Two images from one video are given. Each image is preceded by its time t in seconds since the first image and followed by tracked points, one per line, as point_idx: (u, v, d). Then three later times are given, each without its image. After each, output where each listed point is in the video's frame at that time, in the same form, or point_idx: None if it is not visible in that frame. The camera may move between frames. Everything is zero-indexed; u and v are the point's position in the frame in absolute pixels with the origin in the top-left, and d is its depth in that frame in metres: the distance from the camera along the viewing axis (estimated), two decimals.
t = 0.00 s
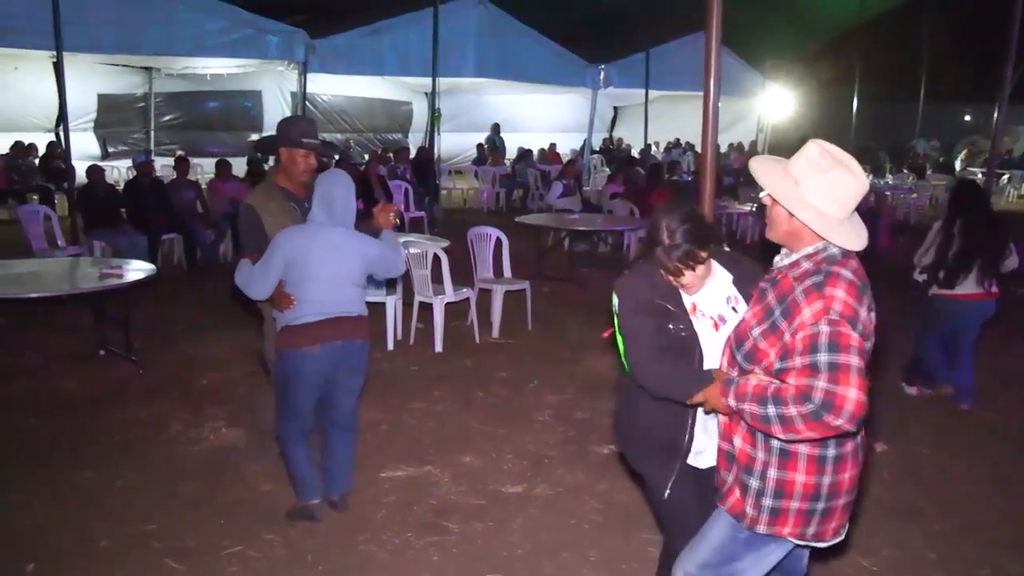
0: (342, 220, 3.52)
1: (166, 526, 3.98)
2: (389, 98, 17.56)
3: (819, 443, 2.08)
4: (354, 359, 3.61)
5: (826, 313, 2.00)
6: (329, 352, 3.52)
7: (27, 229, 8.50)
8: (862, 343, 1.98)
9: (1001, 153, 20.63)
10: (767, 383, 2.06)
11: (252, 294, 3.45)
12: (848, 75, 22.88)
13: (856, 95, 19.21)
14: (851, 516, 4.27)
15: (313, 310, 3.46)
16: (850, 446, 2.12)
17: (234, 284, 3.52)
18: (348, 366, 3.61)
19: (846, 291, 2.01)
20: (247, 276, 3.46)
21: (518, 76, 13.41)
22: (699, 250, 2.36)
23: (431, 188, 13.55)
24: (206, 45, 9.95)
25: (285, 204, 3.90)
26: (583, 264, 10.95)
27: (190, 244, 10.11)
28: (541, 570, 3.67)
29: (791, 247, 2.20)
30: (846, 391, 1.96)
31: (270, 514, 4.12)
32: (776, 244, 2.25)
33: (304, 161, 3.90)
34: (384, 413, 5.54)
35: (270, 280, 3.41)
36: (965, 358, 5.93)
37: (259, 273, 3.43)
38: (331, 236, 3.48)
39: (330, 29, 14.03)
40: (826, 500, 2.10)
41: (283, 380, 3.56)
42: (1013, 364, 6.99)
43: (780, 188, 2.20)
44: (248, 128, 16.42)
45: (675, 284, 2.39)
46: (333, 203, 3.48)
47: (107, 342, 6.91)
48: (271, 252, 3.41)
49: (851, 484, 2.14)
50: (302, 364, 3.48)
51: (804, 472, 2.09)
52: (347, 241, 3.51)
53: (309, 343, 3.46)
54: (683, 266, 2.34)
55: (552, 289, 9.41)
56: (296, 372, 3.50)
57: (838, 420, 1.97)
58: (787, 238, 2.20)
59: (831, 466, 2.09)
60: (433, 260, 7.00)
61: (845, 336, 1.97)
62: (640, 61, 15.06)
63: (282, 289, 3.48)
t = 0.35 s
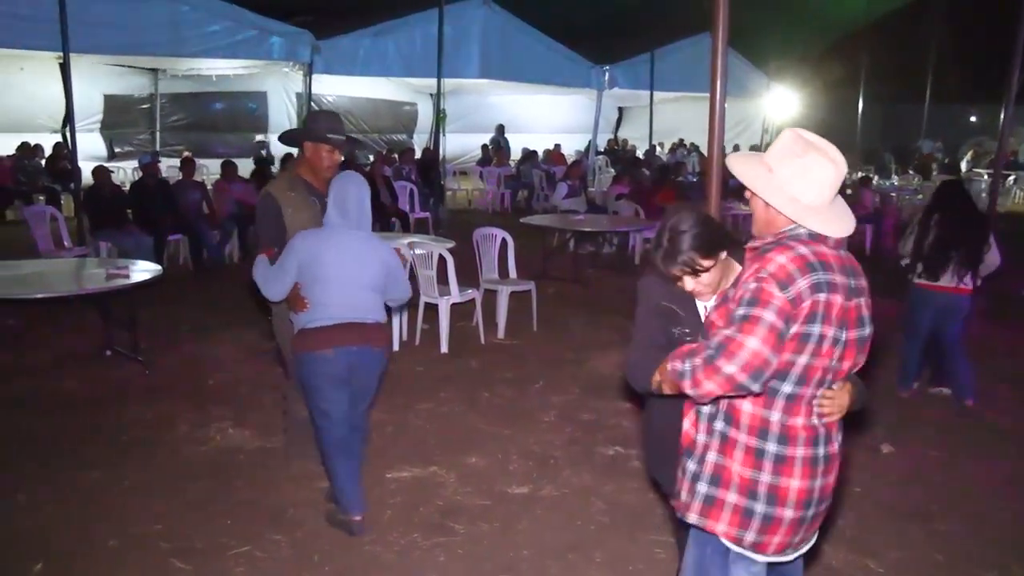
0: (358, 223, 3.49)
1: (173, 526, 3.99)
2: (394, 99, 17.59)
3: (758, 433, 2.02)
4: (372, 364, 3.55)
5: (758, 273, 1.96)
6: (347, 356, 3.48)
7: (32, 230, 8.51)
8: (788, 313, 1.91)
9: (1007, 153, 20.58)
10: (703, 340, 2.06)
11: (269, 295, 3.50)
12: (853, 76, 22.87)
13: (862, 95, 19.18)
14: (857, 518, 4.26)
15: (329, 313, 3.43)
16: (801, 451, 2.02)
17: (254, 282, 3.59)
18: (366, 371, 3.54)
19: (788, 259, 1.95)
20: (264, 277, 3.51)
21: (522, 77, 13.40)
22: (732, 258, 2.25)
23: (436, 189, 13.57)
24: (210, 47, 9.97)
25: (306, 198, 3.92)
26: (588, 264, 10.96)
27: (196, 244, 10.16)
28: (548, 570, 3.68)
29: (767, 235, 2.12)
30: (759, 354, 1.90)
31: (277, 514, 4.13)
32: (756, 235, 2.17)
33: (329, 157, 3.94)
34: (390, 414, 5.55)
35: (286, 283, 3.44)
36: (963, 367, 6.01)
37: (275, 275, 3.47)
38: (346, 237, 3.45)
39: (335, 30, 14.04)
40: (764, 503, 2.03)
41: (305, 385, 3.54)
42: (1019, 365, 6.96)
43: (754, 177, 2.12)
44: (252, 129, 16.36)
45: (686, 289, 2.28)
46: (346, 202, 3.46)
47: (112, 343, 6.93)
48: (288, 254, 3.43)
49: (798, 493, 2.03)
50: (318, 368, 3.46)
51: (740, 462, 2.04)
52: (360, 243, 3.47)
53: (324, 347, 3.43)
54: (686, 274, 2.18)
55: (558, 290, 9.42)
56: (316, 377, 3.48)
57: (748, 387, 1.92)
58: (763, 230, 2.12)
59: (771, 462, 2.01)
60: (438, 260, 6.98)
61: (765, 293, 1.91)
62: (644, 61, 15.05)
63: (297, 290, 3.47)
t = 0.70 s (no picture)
0: (379, 224, 3.48)
1: (180, 526, 4.01)
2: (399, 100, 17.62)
3: (720, 439, 1.99)
4: (392, 364, 3.56)
5: (693, 295, 1.91)
6: (367, 356, 3.48)
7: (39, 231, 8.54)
8: (722, 337, 1.87)
9: (1014, 155, 20.51)
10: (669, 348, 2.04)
11: (292, 298, 3.54)
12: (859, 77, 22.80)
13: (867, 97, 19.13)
14: (864, 520, 4.25)
15: (352, 314, 3.46)
16: (764, 456, 1.97)
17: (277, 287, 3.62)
18: (386, 370, 3.55)
19: (724, 278, 1.88)
20: (287, 280, 3.55)
21: (528, 78, 13.39)
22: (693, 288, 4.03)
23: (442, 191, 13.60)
24: (218, 49, 9.98)
25: (320, 206, 3.95)
26: (593, 265, 10.96)
27: (202, 244, 10.18)
28: (554, 570, 3.69)
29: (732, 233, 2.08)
30: (691, 387, 1.89)
31: (284, 514, 4.14)
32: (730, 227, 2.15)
33: (345, 166, 3.95)
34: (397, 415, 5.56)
35: (308, 285, 3.48)
36: (941, 353, 6.19)
37: (298, 278, 3.51)
38: (365, 239, 3.46)
39: (340, 32, 14.05)
40: (731, 510, 2.00)
41: (325, 384, 3.55)
42: None
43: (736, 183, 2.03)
44: (258, 130, 16.42)
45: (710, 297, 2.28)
46: (362, 204, 3.43)
47: (120, 343, 6.96)
48: (308, 260, 3.46)
49: (766, 499, 1.98)
50: (337, 368, 3.47)
51: (707, 469, 2.02)
52: (379, 243, 3.48)
53: (342, 346, 3.44)
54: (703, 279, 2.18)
55: (563, 291, 9.42)
56: (336, 376, 3.49)
57: (686, 415, 1.91)
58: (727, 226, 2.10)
59: (735, 472, 1.98)
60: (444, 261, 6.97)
61: (696, 321, 1.88)
62: (650, 62, 15.03)
63: (320, 293, 3.51)
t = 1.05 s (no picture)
0: (408, 224, 3.49)
1: (189, 525, 4.02)
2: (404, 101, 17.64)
3: (679, 437, 2.04)
4: (416, 363, 3.61)
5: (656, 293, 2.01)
6: (391, 356, 3.52)
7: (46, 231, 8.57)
8: (665, 336, 1.96)
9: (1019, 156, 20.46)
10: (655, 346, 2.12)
11: (315, 295, 3.44)
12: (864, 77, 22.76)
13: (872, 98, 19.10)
14: (871, 521, 4.25)
15: (380, 312, 3.48)
16: (714, 466, 1.99)
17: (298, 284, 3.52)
18: (410, 369, 3.60)
19: (678, 281, 1.95)
20: (310, 277, 3.45)
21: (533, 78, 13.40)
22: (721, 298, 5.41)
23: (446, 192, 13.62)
24: (224, 49, 10.00)
25: (350, 207, 3.81)
26: (598, 266, 10.97)
27: (208, 244, 10.25)
28: (561, 570, 3.70)
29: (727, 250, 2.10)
30: (628, 378, 2.01)
31: (290, 515, 4.15)
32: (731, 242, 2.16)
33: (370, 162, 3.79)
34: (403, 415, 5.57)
35: (336, 283, 3.41)
36: (950, 351, 6.09)
37: (324, 274, 3.42)
38: (396, 240, 3.48)
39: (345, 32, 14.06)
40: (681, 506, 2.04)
41: (346, 382, 3.57)
42: None
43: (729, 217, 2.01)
44: (263, 130, 16.46)
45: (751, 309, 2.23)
46: (399, 206, 3.46)
47: (126, 344, 6.98)
48: (338, 256, 3.41)
49: (718, 507, 2.00)
50: (360, 368, 3.50)
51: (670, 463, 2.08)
52: (410, 245, 3.50)
53: (369, 347, 3.46)
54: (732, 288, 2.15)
55: (568, 291, 9.43)
56: (360, 374, 3.52)
57: (624, 403, 2.03)
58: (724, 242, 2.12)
59: (688, 471, 2.03)
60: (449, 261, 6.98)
61: (645, 317, 1.98)
62: (655, 63, 15.02)
63: (348, 292, 3.47)
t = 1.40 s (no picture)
0: (412, 231, 3.46)
1: (195, 525, 4.03)
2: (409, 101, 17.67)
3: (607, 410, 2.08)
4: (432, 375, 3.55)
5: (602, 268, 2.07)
6: (405, 368, 3.49)
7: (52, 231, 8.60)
8: (587, 305, 2.03)
9: None
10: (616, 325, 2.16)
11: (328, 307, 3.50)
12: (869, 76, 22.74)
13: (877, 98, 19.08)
14: (877, 522, 4.24)
15: (388, 325, 3.45)
16: (622, 441, 2.00)
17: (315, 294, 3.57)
18: (426, 381, 3.55)
19: (612, 256, 2.00)
20: (323, 287, 3.50)
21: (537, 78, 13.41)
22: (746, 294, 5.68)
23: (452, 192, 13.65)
24: (228, 48, 10.01)
25: (373, 205, 3.81)
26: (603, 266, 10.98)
27: (213, 244, 10.23)
28: (568, 571, 3.69)
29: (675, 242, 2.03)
30: (548, 339, 2.11)
31: (296, 516, 4.15)
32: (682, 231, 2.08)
33: (389, 156, 3.78)
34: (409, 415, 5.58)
35: (344, 296, 3.43)
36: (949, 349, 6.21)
37: (334, 285, 3.45)
38: (401, 248, 3.44)
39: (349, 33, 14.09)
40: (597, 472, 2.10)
41: (364, 392, 3.57)
42: None
43: (672, 215, 1.93)
44: (268, 131, 16.50)
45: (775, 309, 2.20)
46: (401, 211, 3.43)
47: (133, 344, 6.99)
48: (344, 268, 3.43)
49: (621, 480, 2.01)
50: (376, 379, 3.49)
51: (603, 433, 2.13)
52: (416, 252, 3.45)
53: (380, 359, 3.45)
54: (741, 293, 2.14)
55: (573, 292, 9.44)
56: (375, 385, 3.50)
57: (545, 362, 2.15)
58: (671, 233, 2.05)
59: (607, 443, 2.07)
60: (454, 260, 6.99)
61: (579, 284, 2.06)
62: (660, 63, 15.03)
63: (358, 303, 3.49)
